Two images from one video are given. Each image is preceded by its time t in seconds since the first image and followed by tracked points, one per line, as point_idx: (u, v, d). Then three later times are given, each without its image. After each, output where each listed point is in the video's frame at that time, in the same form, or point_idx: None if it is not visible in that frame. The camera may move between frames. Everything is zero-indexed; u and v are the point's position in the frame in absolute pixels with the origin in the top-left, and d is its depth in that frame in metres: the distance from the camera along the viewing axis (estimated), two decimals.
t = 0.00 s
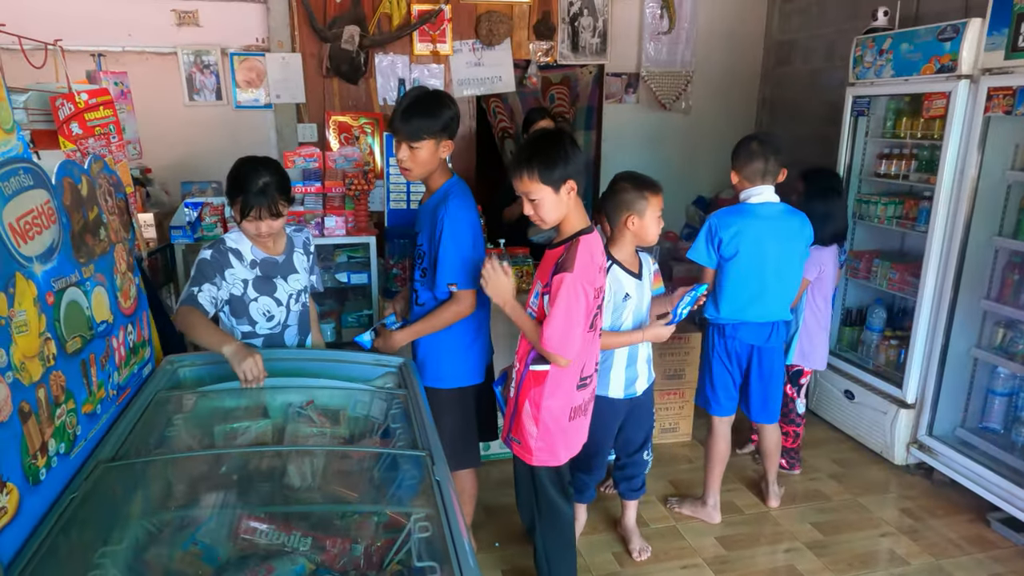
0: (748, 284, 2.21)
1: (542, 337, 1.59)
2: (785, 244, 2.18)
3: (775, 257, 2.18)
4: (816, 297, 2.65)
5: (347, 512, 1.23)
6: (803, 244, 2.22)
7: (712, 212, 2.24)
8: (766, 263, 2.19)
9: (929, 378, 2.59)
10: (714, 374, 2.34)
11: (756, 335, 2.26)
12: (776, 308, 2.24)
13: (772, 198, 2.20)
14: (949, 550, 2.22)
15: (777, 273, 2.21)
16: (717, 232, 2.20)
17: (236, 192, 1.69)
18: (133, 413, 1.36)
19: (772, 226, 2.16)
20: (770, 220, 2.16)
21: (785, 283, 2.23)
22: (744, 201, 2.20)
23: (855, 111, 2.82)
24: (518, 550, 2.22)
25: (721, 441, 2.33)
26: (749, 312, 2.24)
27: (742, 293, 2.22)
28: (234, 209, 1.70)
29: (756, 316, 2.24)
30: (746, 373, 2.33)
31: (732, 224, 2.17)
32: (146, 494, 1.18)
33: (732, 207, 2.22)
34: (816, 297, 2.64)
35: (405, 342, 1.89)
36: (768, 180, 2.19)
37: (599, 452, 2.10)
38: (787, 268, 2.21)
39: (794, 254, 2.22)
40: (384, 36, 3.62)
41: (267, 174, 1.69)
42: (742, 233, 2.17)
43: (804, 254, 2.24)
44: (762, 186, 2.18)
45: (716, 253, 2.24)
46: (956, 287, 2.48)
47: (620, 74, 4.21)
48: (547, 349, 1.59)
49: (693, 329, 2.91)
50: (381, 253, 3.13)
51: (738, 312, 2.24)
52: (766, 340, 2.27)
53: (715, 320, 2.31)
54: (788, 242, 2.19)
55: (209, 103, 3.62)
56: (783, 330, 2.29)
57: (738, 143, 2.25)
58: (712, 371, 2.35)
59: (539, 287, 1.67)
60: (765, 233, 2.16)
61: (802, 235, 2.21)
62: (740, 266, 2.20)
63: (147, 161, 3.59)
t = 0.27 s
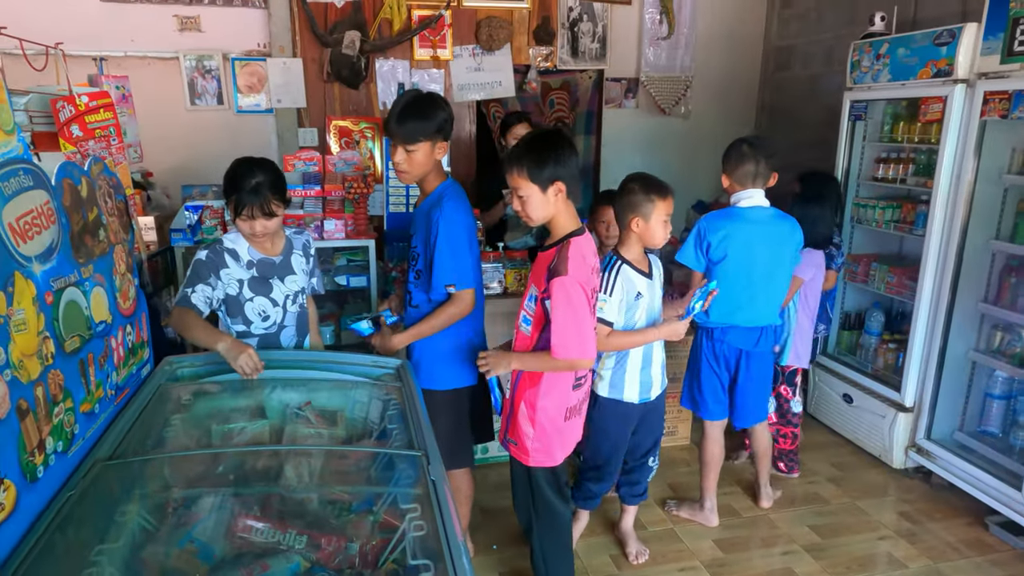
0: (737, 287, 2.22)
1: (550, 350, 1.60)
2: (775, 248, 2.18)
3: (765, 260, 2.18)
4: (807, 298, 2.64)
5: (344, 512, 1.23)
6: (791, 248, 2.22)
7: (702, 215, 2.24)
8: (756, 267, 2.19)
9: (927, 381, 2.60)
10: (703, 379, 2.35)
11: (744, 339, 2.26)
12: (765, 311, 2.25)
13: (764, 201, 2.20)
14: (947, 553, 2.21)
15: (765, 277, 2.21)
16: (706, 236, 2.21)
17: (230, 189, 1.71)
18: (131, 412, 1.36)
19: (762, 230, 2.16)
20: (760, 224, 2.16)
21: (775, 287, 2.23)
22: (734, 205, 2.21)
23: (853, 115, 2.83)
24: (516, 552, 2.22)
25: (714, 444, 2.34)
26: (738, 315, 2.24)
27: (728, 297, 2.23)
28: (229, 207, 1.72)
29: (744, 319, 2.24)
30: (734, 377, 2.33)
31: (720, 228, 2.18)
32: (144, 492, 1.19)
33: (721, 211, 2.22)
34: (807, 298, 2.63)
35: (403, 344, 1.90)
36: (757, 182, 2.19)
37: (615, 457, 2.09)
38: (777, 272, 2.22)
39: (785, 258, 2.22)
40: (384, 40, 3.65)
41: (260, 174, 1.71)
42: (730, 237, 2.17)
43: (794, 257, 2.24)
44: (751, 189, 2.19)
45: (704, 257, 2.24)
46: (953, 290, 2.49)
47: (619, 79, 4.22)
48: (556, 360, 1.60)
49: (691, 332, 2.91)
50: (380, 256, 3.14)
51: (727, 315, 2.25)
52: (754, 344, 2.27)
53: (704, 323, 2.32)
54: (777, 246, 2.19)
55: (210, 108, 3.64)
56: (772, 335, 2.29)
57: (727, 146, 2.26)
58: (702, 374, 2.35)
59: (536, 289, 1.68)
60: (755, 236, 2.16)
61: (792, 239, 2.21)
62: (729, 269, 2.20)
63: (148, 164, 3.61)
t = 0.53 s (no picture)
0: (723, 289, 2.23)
1: (532, 348, 1.62)
2: (759, 250, 2.20)
3: (750, 262, 2.20)
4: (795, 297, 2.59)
5: (337, 509, 1.25)
6: (776, 250, 2.24)
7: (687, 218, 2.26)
8: (742, 269, 2.20)
9: (918, 382, 2.62)
10: (689, 381, 2.37)
11: (728, 342, 2.29)
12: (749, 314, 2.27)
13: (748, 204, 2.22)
14: (938, 552, 2.23)
15: (749, 280, 2.23)
16: (693, 238, 2.21)
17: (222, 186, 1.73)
18: (126, 410, 1.38)
19: (746, 232, 2.18)
20: (745, 226, 2.18)
21: (760, 289, 2.26)
22: (719, 208, 2.22)
23: (845, 118, 2.86)
24: (510, 552, 2.24)
25: (704, 446, 2.35)
26: (722, 318, 2.26)
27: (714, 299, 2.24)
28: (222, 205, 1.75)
29: (729, 321, 2.26)
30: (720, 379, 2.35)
31: (708, 230, 2.19)
32: (138, 489, 1.20)
33: (706, 214, 2.23)
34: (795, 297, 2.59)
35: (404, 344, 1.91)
36: (742, 184, 2.22)
37: (619, 462, 2.09)
38: (762, 274, 2.24)
39: (769, 260, 2.24)
40: (381, 44, 3.67)
41: (250, 172, 1.73)
42: (717, 239, 2.18)
43: (778, 259, 2.26)
44: (736, 192, 2.21)
45: (690, 260, 2.25)
46: (943, 291, 2.51)
47: (614, 83, 4.25)
48: (538, 359, 1.62)
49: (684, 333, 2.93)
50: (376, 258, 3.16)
51: (712, 318, 2.26)
52: (738, 347, 2.29)
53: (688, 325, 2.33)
54: (762, 248, 2.21)
55: (207, 111, 3.66)
56: (755, 338, 2.31)
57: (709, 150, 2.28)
58: (687, 376, 2.37)
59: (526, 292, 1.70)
60: (740, 239, 2.18)
61: (776, 242, 2.23)
62: (715, 271, 2.21)
63: (145, 167, 3.62)
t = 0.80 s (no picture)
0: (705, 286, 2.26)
1: (495, 339, 1.67)
2: (742, 247, 2.23)
3: (733, 259, 2.23)
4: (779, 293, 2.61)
5: (324, 499, 1.26)
6: (758, 248, 2.27)
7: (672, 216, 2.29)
8: (725, 266, 2.24)
9: (901, 376, 2.66)
10: (674, 376, 2.40)
11: (711, 337, 2.32)
12: (732, 309, 2.30)
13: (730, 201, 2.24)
14: (920, 544, 2.27)
15: (732, 277, 2.26)
16: (678, 236, 2.24)
17: (212, 179, 1.75)
18: (115, 403, 1.39)
19: (729, 230, 2.21)
20: (727, 224, 2.21)
21: (742, 286, 2.29)
22: (702, 205, 2.25)
23: (829, 117, 2.90)
24: (499, 546, 2.26)
25: (689, 438, 2.39)
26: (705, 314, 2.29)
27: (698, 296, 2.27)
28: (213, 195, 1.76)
29: (712, 317, 2.28)
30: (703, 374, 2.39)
31: (692, 228, 2.22)
32: (126, 480, 1.21)
33: (690, 212, 2.26)
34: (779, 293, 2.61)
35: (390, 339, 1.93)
36: (722, 181, 2.24)
37: (600, 457, 2.11)
38: (744, 271, 2.27)
39: (751, 257, 2.26)
40: (371, 44, 3.68)
41: (240, 164, 1.74)
42: (701, 238, 2.21)
43: (760, 256, 2.29)
44: (718, 190, 2.23)
45: (675, 257, 2.28)
46: (925, 287, 2.56)
47: (603, 84, 4.27)
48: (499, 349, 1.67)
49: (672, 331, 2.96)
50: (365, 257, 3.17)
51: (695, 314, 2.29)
52: (721, 341, 2.32)
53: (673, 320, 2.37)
54: (744, 245, 2.23)
55: (197, 111, 3.66)
56: (738, 333, 2.32)
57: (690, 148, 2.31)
58: (673, 371, 2.40)
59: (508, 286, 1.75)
60: (722, 237, 2.21)
61: (759, 238, 2.26)
62: (699, 269, 2.24)
63: (134, 167, 3.62)
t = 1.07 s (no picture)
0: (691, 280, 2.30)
1: (454, 323, 1.74)
2: (727, 242, 2.26)
3: (718, 253, 2.27)
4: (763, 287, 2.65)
5: (311, 487, 1.26)
6: (742, 241, 2.30)
7: (657, 212, 2.31)
8: (710, 260, 2.27)
9: (883, 370, 2.70)
10: (661, 369, 2.43)
11: (697, 330, 2.35)
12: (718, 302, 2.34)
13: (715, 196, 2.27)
14: (901, 533, 2.31)
15: (717, 270, 2.29)
16: (663, 232, 2.27)
17: (204, 169, 1.77)
18: (101, 394, 1.40)
19: (714, 225, 2.24)
20: (712, 219, 2.24)
21: (728, 279, 2.33)
22: (686, 201, 2.28)
23: (812, 115, 2.95)
24: (488, 539, 2.29)
25: (676, 432, 2.41)
26: (692, 308, 2.32)
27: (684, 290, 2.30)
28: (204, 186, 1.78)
29: (698, 310, 2.32)
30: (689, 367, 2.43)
31: (677, 224, 2.25)
32: (112, 469, 1.23)
33: (675, 207, 2.29)
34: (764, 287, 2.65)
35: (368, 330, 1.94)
36: (705, 177, 2.27)
37: (587, 451, 2.13)
38: (729, 265, 2.30)
39: (736, 251, 2.30)
40: (360, 43, 3.69)
41: (232, 154, 1.77)
42: (686, 232, 2.24)
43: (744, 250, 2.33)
44: (701, 185, 2.25)
45: (661, 253, 2.31)
46: (906, 281, 2.60)
47: (591, 83, 4.31)
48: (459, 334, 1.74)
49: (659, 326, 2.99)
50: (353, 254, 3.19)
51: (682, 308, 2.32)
52: (707, 334, 2.36)
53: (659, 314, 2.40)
54: (729, 239, 2.26)
55: (185, 109, 3.65)
56: (723, 325, 2.38)
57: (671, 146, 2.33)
58: (660, 364, 2.43)
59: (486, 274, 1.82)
60: (708, 232, 2.24)
61: (743, 233, 2.29)
62: (685, 264, 2.27)
63: (122, 165, 3.61)
